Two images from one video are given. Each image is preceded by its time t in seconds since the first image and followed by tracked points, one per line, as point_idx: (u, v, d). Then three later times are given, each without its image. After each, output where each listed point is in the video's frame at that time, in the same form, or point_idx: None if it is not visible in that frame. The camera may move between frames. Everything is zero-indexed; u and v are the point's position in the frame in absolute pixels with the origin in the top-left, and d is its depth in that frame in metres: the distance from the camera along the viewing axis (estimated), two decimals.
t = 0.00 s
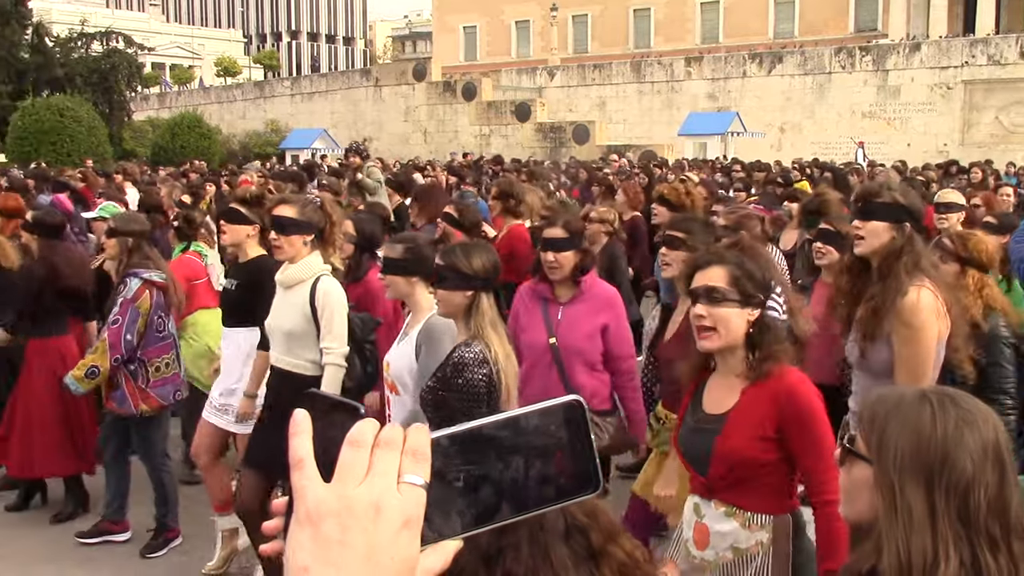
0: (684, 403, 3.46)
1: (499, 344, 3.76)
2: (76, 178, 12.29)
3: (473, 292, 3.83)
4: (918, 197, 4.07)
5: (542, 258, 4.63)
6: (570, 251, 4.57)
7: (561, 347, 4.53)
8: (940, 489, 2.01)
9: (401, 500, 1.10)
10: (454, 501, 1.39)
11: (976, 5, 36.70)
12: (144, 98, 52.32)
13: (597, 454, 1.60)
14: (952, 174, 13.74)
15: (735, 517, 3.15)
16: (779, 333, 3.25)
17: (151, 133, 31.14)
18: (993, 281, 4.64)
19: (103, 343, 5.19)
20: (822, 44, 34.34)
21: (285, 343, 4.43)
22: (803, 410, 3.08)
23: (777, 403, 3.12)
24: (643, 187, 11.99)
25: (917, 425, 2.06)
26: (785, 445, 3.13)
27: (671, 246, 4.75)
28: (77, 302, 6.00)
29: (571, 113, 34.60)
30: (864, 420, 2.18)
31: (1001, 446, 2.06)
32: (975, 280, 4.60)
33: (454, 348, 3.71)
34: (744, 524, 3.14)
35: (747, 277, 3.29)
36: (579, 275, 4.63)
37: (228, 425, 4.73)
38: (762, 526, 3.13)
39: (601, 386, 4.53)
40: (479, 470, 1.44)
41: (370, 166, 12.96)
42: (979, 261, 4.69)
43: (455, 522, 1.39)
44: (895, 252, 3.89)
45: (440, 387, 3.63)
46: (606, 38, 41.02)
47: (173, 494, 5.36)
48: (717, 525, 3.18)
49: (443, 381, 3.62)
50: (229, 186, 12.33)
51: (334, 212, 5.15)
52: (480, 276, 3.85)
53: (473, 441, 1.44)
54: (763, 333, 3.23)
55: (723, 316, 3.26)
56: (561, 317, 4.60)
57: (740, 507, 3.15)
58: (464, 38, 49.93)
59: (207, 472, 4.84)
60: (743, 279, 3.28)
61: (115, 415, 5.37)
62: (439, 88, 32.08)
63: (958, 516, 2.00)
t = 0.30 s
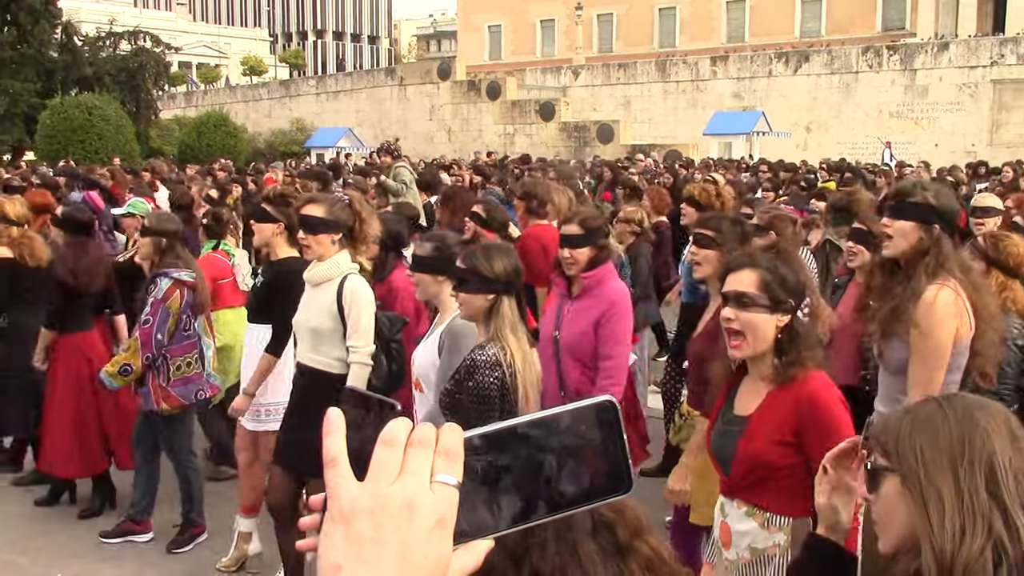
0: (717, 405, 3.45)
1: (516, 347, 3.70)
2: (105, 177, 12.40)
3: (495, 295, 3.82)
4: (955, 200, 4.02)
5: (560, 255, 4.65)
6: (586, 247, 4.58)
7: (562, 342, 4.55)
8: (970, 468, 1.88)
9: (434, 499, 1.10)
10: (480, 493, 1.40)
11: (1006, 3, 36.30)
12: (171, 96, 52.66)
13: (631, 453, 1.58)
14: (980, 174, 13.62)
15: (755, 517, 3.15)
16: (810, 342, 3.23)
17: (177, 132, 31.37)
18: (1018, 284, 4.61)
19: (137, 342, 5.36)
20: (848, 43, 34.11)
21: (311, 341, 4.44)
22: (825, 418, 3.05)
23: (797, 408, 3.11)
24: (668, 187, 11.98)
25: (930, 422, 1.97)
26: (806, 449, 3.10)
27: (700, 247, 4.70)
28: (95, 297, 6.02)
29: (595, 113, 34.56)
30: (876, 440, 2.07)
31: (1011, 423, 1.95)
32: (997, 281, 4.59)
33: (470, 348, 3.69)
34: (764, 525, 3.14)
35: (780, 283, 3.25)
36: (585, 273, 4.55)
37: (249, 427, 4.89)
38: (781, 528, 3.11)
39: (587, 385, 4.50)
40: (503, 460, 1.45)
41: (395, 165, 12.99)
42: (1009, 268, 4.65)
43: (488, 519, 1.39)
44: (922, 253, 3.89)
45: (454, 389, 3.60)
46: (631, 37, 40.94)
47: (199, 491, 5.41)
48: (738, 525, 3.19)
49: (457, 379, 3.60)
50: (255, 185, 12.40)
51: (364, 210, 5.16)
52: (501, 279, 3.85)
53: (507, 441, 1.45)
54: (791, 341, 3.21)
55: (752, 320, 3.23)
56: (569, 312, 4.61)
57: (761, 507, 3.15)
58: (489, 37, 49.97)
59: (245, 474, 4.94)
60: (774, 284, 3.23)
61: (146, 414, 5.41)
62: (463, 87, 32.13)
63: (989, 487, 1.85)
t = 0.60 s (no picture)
0: (719, 398, 3.42)
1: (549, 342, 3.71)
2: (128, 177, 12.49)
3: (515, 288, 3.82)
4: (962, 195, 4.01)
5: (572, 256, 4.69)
6: (598, 247, 4.64)
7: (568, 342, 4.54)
8: (996, 479, 1.92)
9: (459, 496, 1.11)
10: (502, 484, 1.40)
11: None
12: (193, 97, 52.91)
13: (654, 447, 1.60)
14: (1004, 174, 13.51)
15: (777, 514, 3.13)
16: (819, 332, 3.22)
17: (200, 132, 31.55)
18: None
19: (205, 339, 5.31)
20: (872, 42, 33.90)
21: (335, 340, 4.42)
22: (843, 409, 3.04)
23: (814, 401, 3.10)
24: (687, 186, 11.97)
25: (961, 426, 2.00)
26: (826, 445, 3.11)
27: (716, 247, 4.66)
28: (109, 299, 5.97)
29: (616, 112, 34.51)
30: (905, 439, 2.12)
31: None
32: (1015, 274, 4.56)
33: (507, 343, 3.63)
34: (786, 521, 3.12)
35: (789, 276, 3.25)
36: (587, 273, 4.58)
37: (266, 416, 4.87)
38: (802, 522, 3.11)
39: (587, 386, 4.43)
40: (526, 454, 1.44)
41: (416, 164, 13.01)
42: None
43: (515, 511, 1.40)
44: (941, 253, 3.83)
45: (499, 387, 3.52)
46: (652, 37, 40.87)
47: (225, 487, 5.44)
48: (759, 523, 3.15)
49: (502, 380, 3.52)
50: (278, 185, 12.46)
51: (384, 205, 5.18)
52: (521, 273, 3.85)
53: (536, 439, 1.46)
54: (801, 332, 3.21)
55: (762, 312, 3.23)
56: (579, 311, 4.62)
57: (781, 504, 3.13)
58: (510, 37, 50.01)
59: (269, 471, 4.95)
60: (783, 278, 3.23)
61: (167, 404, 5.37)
62: (484, 86, 32.16)
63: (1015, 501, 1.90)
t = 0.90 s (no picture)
0: (696, 391, 3.30)
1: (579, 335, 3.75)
2: (149, 177, 12.57)
3: (540, 286, 3.80)
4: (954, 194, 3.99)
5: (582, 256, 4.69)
6: (609, 247, 4.64)
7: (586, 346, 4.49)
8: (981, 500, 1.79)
9: (482, 495, 1.12)
10: (527, 482, 1.40)
11: None
12: (215, 98, 53.16)
13: (675, 447, 1.63)
14: None
15: (780, 507, 3.10)
16: (813, 330, 3.26)
17: (222, 132, 31.72)
18: None
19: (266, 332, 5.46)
20: (894, 40, 33.62)
21: (357, 340, 4.41)
22: (842, 399, 3.16)
23: (823, 399, 3.15)
24: (705, 185, 11.97)
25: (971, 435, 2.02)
26: (827, 441, 3.17)
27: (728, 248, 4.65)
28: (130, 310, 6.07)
29: (637, 111, 34.45)
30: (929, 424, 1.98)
31: None
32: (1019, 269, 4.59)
33: (547, 337, 3.63)
34: (788, 512, 3.10)
35: (787, 272, 3.25)
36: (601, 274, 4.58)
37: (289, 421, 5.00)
38: (801, 513, 3.12)
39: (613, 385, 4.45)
40: (552, 453, 1.44)
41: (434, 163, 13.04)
42: (1017, 250, 4.65)
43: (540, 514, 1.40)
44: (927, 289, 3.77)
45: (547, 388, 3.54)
46: (673, 35, 40.77)
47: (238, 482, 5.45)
48: (762, 517, 3.09)
49: (549, 377, 3.55)
50: (297, 185, 12.49)
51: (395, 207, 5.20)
52: (545, 270, 3.84)
53: (562, 438, 1.47)
54: (797, 328, 3.25)
55: (761, 309, 3.21)
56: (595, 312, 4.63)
57: (783, 497, 3.10)
58: (530, 35, 50.00)
59: (297, 470, 5.00)
60: (782, 273, 3.23)
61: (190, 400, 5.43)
62: (504, 86, 32.18)
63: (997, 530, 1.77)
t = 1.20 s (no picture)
0: (710, 387, 3.27)
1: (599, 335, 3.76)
2: (171, 174, 12.65)
3: (562, 290, 3.81)
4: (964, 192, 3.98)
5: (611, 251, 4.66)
6: (638, 243, 4.60)
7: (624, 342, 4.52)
8: None
9: (502, 496, 1.12)
10: (550, 479, 1.41)
11: None
12: (236, 96, 53.40)
13: (694, 448, 1.63)
14: None
15: (799, 500, 3.10)
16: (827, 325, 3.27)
17: (242, 131, 31.87)
18: None
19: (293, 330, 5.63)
20: (916, 37, 33.35)
21: (377, 337, 4.40)
22: (848, 393, 3.16)
23: (840, 394, 3.16)
24: (725, 183, 11.95)
25: (957, 453, 1.85)
26: (842, 434, 3.18)
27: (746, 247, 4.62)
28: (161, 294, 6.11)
29: (657, 109, 34.37)
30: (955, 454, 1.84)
31: None
32: None
33: (575, 344, 3.63)
34: (807, 505, 3.10)
35: (804, 268, 3.24)
36: (639, 269, 4.61)
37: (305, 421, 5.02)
38: (819, 505, 3.13)
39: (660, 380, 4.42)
40: (572, 453, 1.45)
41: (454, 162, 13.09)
42: None
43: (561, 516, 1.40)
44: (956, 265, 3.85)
45: (583, 394, 3.58)
46: (693, 33, 40.68)
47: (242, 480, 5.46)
48: (785, 512, 3.09)
49: (585, 386, 3.58)
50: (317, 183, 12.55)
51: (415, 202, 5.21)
52: (567, 276, 3.84)
53: (580, 436, 1.47)
54: (813, 324, 3.24)
55: (780, 305, 3.18)
56: (625, 308, 4.61)
57: (801, 491, 3.10)
58: (550, 34, 49.98)
59: (321, 465, 5.00)
60: (799, 269, 3.22)
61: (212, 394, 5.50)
62: (524, 85, 32.21)
63: None
